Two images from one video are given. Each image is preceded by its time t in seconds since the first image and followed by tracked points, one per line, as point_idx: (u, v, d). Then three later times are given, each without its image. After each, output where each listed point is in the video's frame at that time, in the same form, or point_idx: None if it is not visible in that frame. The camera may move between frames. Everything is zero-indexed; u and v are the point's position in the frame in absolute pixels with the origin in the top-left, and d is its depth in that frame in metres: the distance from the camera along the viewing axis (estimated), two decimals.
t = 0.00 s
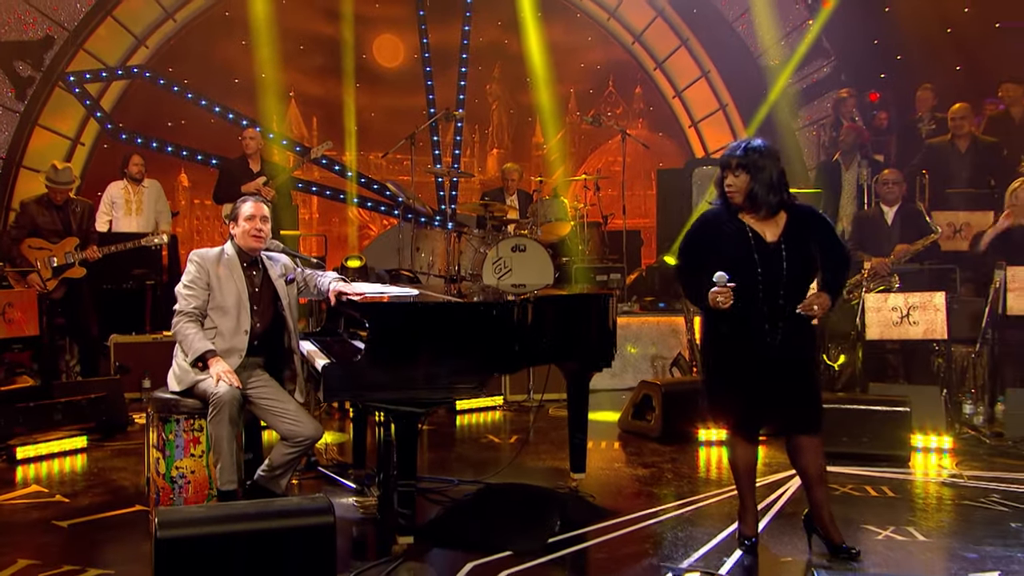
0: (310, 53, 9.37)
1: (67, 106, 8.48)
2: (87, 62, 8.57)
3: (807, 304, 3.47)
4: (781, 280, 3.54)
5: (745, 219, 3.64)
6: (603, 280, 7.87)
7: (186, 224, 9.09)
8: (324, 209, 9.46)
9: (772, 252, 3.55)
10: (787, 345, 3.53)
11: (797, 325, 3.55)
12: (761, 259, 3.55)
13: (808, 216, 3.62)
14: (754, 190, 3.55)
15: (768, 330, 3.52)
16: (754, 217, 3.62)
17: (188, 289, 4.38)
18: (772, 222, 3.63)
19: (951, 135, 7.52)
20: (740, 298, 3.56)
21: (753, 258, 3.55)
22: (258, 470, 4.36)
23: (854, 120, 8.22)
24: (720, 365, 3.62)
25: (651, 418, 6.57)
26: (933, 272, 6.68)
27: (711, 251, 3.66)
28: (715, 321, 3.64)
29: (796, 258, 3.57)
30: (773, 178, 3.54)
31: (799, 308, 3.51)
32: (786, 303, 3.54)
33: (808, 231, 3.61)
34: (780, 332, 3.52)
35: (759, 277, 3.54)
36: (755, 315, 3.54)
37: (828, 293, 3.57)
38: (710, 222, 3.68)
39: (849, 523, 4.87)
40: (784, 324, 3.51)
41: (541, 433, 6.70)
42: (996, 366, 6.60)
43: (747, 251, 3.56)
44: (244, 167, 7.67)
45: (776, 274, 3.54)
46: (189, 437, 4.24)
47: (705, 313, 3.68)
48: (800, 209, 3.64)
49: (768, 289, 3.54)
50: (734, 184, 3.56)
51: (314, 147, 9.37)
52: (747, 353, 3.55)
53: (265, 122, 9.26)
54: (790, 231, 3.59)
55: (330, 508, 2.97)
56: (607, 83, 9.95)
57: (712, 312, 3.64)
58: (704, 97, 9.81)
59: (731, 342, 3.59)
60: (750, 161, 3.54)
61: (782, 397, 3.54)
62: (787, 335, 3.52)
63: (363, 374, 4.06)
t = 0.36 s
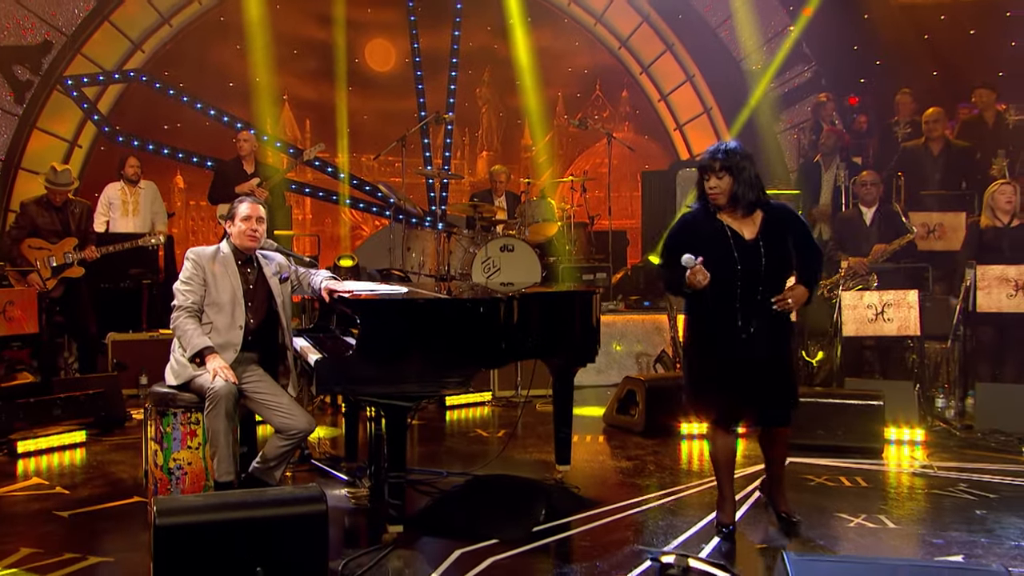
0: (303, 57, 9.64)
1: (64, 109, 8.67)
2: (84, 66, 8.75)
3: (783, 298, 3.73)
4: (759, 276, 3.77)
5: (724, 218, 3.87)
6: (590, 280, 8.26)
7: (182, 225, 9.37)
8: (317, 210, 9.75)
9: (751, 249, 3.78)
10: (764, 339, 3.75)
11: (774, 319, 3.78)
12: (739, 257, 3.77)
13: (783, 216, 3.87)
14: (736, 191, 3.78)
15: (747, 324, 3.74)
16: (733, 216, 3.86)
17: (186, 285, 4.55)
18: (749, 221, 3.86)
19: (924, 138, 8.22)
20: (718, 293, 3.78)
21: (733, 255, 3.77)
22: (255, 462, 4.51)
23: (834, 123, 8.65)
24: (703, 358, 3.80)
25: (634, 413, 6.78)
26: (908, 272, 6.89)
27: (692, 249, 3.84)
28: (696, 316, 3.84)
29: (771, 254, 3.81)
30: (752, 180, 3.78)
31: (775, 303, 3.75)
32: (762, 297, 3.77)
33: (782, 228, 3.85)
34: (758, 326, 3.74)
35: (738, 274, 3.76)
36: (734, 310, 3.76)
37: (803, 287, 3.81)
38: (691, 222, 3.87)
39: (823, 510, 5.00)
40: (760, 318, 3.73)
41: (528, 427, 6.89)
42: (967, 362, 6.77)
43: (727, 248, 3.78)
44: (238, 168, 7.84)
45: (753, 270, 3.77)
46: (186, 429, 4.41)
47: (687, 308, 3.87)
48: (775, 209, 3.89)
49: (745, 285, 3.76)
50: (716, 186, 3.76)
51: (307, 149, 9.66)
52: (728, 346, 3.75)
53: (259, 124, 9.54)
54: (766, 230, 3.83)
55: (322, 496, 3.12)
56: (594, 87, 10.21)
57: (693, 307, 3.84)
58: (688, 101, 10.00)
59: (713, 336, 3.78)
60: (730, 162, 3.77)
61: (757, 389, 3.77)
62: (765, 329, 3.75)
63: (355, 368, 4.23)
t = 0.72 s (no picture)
0: (299, 62, 9.97)
1: (65, 113, 8.95)
2: (85, 71, 9.05)
3: (784, 297, 3.94)
4: (761, 277, 3.95)
5: (727, 219, 4.06)
6: (581, 281, 8.58)
7: (180, 227, 9.62)
8: (313, 213, 10.02)
9: (753, 251, 3.96)
10: (763, 337, 3.95)
11: (774, 317, 3.98)
12: (743, 257, 3.94)
13: (784, 219, 4.06)
14: (741, 193, 3.98)
15: (748, 323, 3.93)
16: (736, 218, 4.05)
17: (185, 285, 4.69)
18: (751, 224, 4.04)
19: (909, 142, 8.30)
20: (723, 292, 3.94)
21: (736, 256, 3.94)
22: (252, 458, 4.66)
23: (819, 127, 8.79)
24: (703, 354, 3.98)
25: (624, 411, 6.94)
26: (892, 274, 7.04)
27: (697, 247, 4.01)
28: (698, 313, 4.00)
29: (773, 256, 4.00)
30: (756, 184, 3.99)
31: (776, 302, 3.96)
32: (765, 298, 3.95)
33: (782, 231, 4.05)
34: (758, 325, 3.93)
35: (742, 274, 3.93)
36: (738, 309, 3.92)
37: (802, 287, 4.01)
38: (696, 222, 4.04)
39: (805, 504, 5.10)
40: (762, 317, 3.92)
41: (519, 425, 7.06)
42: (946, 361, 7.02)
43: (732, 249, 3.95)
44: (235, 171, 7.98)
45: (756, 270, 3.95)
46: (186, 426, 4.51)
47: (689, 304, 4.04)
48: (775, 212, 4.08)
49: (749, 285, 3.93)
50: (724, 187, 3.95)
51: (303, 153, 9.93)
52: (728, 343, 3.93)
53: (256, 128, 9.85)
54: (768, 232, 4.02)
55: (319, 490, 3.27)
56: (585, 91, 10.54)
57: (696, 303, 4.00)
58: (678, 105, 10.23)
59: (713, 333, 3.95)
60: (737, 166, 3.96)
61: (753, 383, 3.97)
62: (764, 327, 3.94)
63: (350, 367, 4.37)
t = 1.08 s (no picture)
0: (295, 67, 10.14)
1: (64, 117, 9.15)
2: (84, 76, 9.25)
3: (779, 299, 4.08)
4: (759, 277, 4.11)
5: (726, 223, 4.21)
6: (571, 282, 8.78)
7: (177, 230, 9.79)
8: (309, 215, 10.17)
9: (751, 253, 4.12)
10: (761, 335, 4.12)
11: (772, 316, 4.14)
12: (742, 259, 4.10)
13: (781, 223, 4.22)
14: (740, 199, 4.14)
15: (747, 323, 4.08)
16: (735, 223, 4.20)
17: (184, 287, 4.81)
18: (749, 228, 4.20)
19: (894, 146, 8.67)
20: (724, 292, 4.09)
21: (735, 258, 4.09)
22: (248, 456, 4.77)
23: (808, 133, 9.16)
24: (705, 352, 4.12)
25: (613, 410, 7.09)
26: (876, 275, 7.21)
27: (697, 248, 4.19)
28: (699, 313, 4.14)
29: (770, 258, 4.17)
30: (755, 190, 4.14)
31: (773, 302, 4.11)
32: (762, 297, 4.11)
33: (779, 234, 4.21)
34: (758, 324, 4.10)
35: (742, 275, 4.09)
36: (739, 309, 4.08)
37: (799, 287, 4.16)
38: (697, 226, 4.20)
39: (788, 500, 5.19)
40: (761, 316, 4.09)
41: (511, 424, 7.21)
42: (928, 360, 7.24)
43: (731, 251, 4.10)
44: (232, 175, 8.10)
45: (756, 271, 4.11)
46: (184, 424, 4.60)
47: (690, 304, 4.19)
48: (772, 217, 4.24)
49: (748, 285, 4.09)
50: (724, 193, 4.10)
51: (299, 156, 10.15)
52: (730, 342, 4.08)
53: (253, 132, 10.04)
54: (765, 236, 4.18)
55: (315, 485, 3.38)
56: (577, 96, 10.75)
57: (697, 303, 4.15)
58: (667, 110, 10.49)
59: (715, 332, 4.10)
60: (737, 172, 4.10)
61: (753, 381, 4.12)
62: (764, 325, 4.11)
63: (346, 366, 4.51)
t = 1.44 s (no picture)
0: (291, 70, 10.24)
1: (61, 120, 9.23)
2: (80, 79, 9.32)
3: (766, 301, 4.15)
4: (747, 278, 4.19)
5: (719, 224, 4.29)
6: (564, 283, 8.89)
7: (174, 231, 9.88)
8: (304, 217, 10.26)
9: (741, 254, 4.20)
10: (749, 336, 4.19)
11: (760, 317, 4.22)
12: (731, 260, 4.18)
13: (771, 225, 4.30)
14: (732, 200, 4.21)
15: (735, 323, 4.16)
16: (727, 223, 4.28)
17: (181, 288, 4.89)
18: (740, 230, 4.28)
19: (884, 149, 8.95)
20: (715, 292, 4.17)
21: (724, 258, 4.18)
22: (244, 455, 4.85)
23: (797, 136, 9.27)
24: (694, 351, 4.22)
25: (605, 409, 7.18)
26: (863, 276, 7.33)
27: (687, 248, 4.30)
28: (689, 312, 4.24)
29: (760, 259, 4.24)
30: (747, 192, 4.21)
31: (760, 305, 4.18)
32: (750, 297, 4.19)
33: (770, 236, 4.28)
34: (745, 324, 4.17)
35: (732, 276, 4.17)
36: (726, 309, 4.16)
37: (788, 290, 4.25)
38: (690, 226, 4.32)
39: (775, 496, 5.28)
40: (749, 317, 4.16)
41: (504, 423, 7.29)
42: (915, 361, 7.33)
43: (722, 252, 4.19)
44: (227, 176, 8.18)
45: (744, 272, 4.19)
46: (181, 423, 4.68)
47: (680, 304, 4.29)
48: (763, 219, 4.32)
49: (737, 285, 4.17)
50: (716, 193, 4.18)
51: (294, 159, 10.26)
52: (717, 341, 4.17)
53: (248, 134, 10.12)
54: (756, 238, 4.25)
55: (310, 483, 3.45)
56: (570, 98, 10.84)
57: (686, 302, 4.25)
58: (660, 112, 10.60)
59: (704, 331, 4.19)
60: (729, 174, 4.19)
61: (741, 380, 4.20)
62: (754, 324, 4.19)
63: (341, 365, 4.58)
